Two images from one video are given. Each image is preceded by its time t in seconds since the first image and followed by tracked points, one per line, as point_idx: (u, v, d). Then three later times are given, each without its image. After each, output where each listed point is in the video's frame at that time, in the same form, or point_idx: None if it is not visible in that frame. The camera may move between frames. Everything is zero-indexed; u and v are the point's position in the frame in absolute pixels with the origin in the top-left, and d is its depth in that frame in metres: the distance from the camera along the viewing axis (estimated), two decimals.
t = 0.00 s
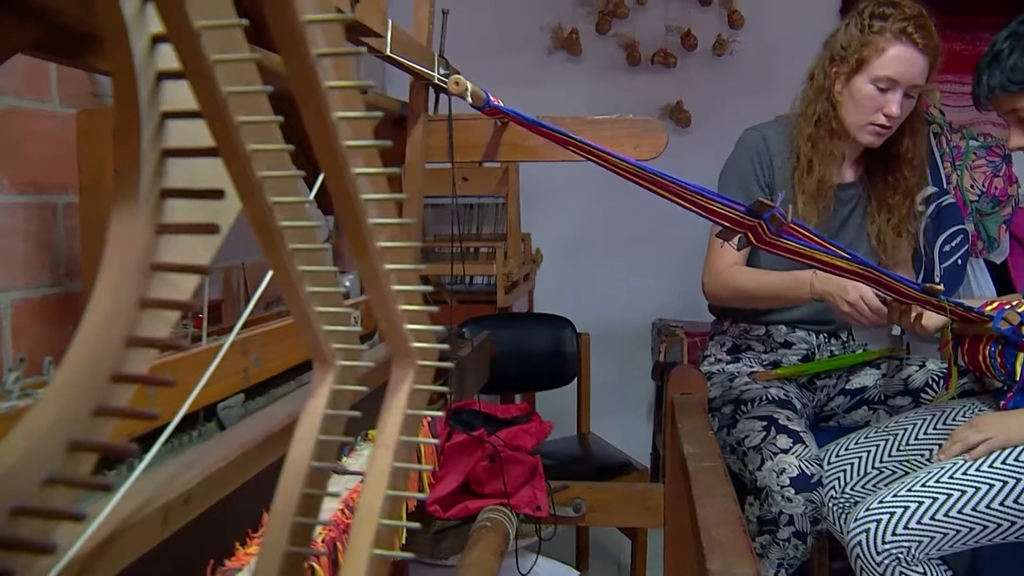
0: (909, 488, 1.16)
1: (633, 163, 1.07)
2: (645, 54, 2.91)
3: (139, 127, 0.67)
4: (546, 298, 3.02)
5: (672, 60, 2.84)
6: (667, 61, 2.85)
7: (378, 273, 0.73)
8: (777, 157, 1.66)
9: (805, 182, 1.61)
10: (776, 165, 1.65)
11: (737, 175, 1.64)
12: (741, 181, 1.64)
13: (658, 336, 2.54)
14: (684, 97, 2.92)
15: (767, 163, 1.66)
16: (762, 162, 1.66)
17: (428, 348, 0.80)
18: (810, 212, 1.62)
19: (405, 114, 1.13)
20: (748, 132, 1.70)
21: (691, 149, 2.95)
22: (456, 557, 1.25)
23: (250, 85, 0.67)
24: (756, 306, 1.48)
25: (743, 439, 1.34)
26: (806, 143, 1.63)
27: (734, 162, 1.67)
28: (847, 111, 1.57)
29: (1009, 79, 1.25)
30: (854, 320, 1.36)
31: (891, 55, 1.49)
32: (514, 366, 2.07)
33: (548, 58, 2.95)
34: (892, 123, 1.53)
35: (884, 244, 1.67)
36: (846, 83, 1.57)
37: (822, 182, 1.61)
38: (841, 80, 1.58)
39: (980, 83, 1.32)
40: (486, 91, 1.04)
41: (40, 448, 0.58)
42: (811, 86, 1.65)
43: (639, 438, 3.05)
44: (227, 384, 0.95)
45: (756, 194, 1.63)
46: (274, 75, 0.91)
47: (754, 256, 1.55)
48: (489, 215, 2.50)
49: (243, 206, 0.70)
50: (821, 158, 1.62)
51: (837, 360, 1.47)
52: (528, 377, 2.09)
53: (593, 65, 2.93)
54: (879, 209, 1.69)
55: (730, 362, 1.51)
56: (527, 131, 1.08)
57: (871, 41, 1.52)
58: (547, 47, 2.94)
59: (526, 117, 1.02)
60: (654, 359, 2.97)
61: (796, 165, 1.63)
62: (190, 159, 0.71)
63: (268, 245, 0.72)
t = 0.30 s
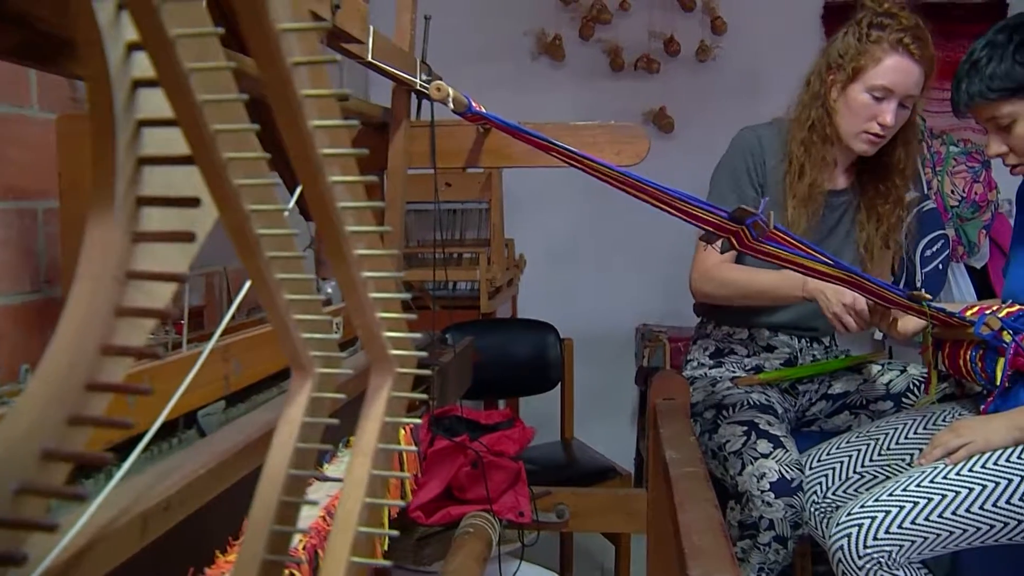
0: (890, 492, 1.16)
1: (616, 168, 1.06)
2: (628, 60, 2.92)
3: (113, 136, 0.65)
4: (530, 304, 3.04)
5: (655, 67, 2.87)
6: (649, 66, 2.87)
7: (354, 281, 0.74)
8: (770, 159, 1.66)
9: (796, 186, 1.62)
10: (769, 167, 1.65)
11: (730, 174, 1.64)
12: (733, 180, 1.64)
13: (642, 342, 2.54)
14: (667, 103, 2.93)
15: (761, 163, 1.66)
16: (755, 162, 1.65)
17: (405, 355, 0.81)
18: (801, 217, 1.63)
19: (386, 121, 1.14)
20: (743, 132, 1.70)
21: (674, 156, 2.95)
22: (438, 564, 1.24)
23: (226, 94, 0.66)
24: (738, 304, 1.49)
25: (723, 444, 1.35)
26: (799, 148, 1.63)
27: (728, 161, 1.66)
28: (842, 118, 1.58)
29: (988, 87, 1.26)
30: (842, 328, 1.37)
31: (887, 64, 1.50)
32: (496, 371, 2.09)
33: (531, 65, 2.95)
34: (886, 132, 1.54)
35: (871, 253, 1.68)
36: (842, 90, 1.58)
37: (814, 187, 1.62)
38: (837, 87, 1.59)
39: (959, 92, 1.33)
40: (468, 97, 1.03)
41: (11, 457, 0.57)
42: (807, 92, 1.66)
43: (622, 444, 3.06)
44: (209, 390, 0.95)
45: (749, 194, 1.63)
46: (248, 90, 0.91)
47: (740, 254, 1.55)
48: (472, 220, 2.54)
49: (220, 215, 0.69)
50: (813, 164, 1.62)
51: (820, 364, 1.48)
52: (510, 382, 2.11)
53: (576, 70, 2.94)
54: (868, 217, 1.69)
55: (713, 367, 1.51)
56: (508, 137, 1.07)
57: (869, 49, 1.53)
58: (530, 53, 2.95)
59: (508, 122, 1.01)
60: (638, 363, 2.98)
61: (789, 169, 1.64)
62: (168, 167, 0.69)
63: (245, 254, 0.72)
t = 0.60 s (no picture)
0: (872, 495, 1.16)
1: (601, 175, 1.06)
2: (612, 65, 2.93)
3: (89, 141, 0.64)
4: (515, 308, 3.04)
5: (639, 72, 2.87)
6: (635, 71, 2.87)
7: (333, 286, 0.76)
8: (763, 163, 1.66)
9: (799, 195, 1.62)
10: (762, 171, 1.66)
11: (723, 176, 1.64)
12: (726, 184, 1.63)
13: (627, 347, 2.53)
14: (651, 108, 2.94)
15: (754, 167, 1.66)
16: (749, 166, 1.66)
17: (384, 360, 0.83)
18: (803, 226, 1.63)
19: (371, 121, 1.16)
20: (738, 135, 1.70)
21: (659, 160, 2.96)
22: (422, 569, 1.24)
23: (203, 101, 0.65)
24: (722, 308, 1.50)
25: (709, 447, 1.34)
26: (800, 155, 1.63)
27: (722, 161, 1.66)
28: (843, 128, 1.59)
29: (971, 96, 1.27)
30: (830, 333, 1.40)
31: (890, 79, 1.52)
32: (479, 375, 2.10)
33: (515, 70, 2.96)
34: (883, 146, 1.55)
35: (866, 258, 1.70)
36: (844, 101, 1.59)
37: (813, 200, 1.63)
38: (841, 98, 1.60)
39: (942, 101, 1.34)
40: (452, 103, 1.03)
41: None
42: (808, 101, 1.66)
43: (606, 451, 3.06)
44: (192, 396, 0.95)
45: (741, 198, 1.64)
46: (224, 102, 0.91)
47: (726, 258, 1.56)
48: (457, 225, 2.57)
49: (198, 223, 0.69)
50: (814, 172, 1.62)
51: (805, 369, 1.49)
52: (493, 387, 2.12)
53: (561, 75, 2.95)
54: (866, 228, 1.70)
55: (699, 371, 1.52)
56: (492, 143, 1.07)
57: (873, 64, 1.54)
58: (515, 58, 2.96)
59: (492, 129, 1.01)
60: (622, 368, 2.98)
61: (786, 175, 1.64)
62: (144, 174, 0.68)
63: (223, 260, 0.71)
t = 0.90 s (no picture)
0: (855, 500, 1.17)
1: (580, 179, 1.06)
2: (596, 70, 2.94)
3: (64, 148, 0.63)
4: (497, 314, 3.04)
5: (623, 77, 2.88)
6: (619, 77, 2.89)
7: (310, 293, 0.77)
8: (727, 172, 1.67)
9: (758, 197, 1.62)
10: (726, 180, 1.66)
11: (688, 187, 1.65)
12: (691, 195, 1.64)
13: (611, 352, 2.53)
14: (635, 113, 2.94)
15: (718, 176, 1.67)
16: (713, 175, 1.67)
17: (363, 367, 0.83)
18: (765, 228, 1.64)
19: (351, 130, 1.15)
20: (699, 145, 1.71)
21: (643, 165, 2.97)
22: None
23: (180, 109, 0.63)
24: (701, 319, 1.50)
25: (690, 454, 1.35)
26: (758, 158, 1.64)
27: (686, 172, 1.67)
28: (795, 125, 1.59)
29: (959, 94, 1.26)
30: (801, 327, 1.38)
31: (835, 71, 1.52)
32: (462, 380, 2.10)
33: (499, 75, 2.97)
34: (838, 137, 1.55)
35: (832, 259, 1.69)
36: (793, 98, 1.59)
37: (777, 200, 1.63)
38: (788, 95, 1.60)
39: (930, 100, 1.33)
40: (434, 108, 1.04)
41: None
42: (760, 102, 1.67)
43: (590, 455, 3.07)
44: (170, 403, 0.94)
45: (708, 207, 1.64)
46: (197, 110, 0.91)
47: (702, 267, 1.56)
48: (441, 230, 2.56)
49: (176, 231, 0.68)
50: (771, 174, 1.63)
51: (785, 374, 1.50)
52: (477, 392, 2.13)
53: (543, 81, 2.95)
54: (834, 223, 1.70)
55: (679, 378, 1.51)
56: (472, 147, 1.08)
57: (816, 57, 1.54)
58: (499, 63, 2.96)
59: (472, 133, 1.02)
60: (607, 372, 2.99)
61: (749, 180, 1.65)
62: (122, 181, 0.67)
63: (200, 268, 0.71)
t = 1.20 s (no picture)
0: (842, 507, 1.16)
1: (563, 184, 1.05)
2: (580, 72, 2.92)
3: (33, 153, 0.60)
4: (482, 318, 3.03)
5: (608, 78, 2.87)
6: (604, 78, 2.87)
7: (286, 301, 0.75)
8: (711, 173, 1.66)
9: (732, 200, 1.62)
10: (710, 181, 1.66)
11: (672, 189, 1.65)
12: (676, 198, 1.64)
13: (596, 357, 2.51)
14: (620, 116, 2.93)
15: (701, 177, 1.66)
16: (697, 177, 1.66)
17: (340, 375, 0.83)
18: (738, 232, 1.63)
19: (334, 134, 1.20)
20: (683, 148, 1.71)
21: (627, 168, 2.96)
22: None
23: (153, 113, 0.61)
24: (686, 323, 1.49)
25: (676, 459, 1.34)
26: (732, 163, 1.64)
27: (670, 175, 1.68)
28: (772, 129, 1.58)
29: (937, 103, 1.25)
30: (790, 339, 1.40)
31: (810, 75, 1.51)
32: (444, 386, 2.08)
33: (483, 76, 2.96)
34: (815, 142, 1.54)
35: (812, 260, 1.69)
36: (770, 104, 1.58)
37: (746, 202, 1.62)
38: (763, 99, 1.61)
39: (907, 108, 1.31)
40: (415, 111, 1.02)
41: None
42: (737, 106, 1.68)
43: (576, 462, 3.07)
44: (146, 412, 0.92)
45: (692, 210, 1.64)
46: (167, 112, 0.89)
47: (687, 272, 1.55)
48: (424, 233, 2.56)
49: (148, 237, 0.66)
50: (746, 178, 1.63)
51: (772, 380, 1.49)
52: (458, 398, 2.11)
53: (528, 83, 2.94)
54: (808, 226, 1.70)
55: (665, 383, 1.50)
56: (455, 151, 1.06)
57: (790, 62, 1.54)
58: (483, 65, 2.95)
59: (456, 138, 1.01)
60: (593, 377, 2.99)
61: (724, 183, 1.65)
62: (92, 186, 0.64)
63: (175, 274, 0.69)
